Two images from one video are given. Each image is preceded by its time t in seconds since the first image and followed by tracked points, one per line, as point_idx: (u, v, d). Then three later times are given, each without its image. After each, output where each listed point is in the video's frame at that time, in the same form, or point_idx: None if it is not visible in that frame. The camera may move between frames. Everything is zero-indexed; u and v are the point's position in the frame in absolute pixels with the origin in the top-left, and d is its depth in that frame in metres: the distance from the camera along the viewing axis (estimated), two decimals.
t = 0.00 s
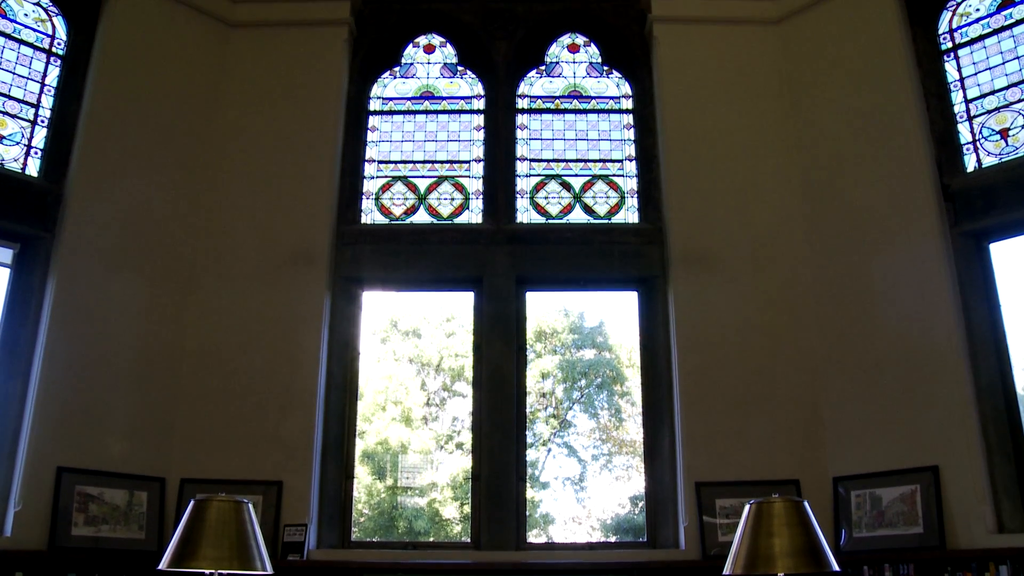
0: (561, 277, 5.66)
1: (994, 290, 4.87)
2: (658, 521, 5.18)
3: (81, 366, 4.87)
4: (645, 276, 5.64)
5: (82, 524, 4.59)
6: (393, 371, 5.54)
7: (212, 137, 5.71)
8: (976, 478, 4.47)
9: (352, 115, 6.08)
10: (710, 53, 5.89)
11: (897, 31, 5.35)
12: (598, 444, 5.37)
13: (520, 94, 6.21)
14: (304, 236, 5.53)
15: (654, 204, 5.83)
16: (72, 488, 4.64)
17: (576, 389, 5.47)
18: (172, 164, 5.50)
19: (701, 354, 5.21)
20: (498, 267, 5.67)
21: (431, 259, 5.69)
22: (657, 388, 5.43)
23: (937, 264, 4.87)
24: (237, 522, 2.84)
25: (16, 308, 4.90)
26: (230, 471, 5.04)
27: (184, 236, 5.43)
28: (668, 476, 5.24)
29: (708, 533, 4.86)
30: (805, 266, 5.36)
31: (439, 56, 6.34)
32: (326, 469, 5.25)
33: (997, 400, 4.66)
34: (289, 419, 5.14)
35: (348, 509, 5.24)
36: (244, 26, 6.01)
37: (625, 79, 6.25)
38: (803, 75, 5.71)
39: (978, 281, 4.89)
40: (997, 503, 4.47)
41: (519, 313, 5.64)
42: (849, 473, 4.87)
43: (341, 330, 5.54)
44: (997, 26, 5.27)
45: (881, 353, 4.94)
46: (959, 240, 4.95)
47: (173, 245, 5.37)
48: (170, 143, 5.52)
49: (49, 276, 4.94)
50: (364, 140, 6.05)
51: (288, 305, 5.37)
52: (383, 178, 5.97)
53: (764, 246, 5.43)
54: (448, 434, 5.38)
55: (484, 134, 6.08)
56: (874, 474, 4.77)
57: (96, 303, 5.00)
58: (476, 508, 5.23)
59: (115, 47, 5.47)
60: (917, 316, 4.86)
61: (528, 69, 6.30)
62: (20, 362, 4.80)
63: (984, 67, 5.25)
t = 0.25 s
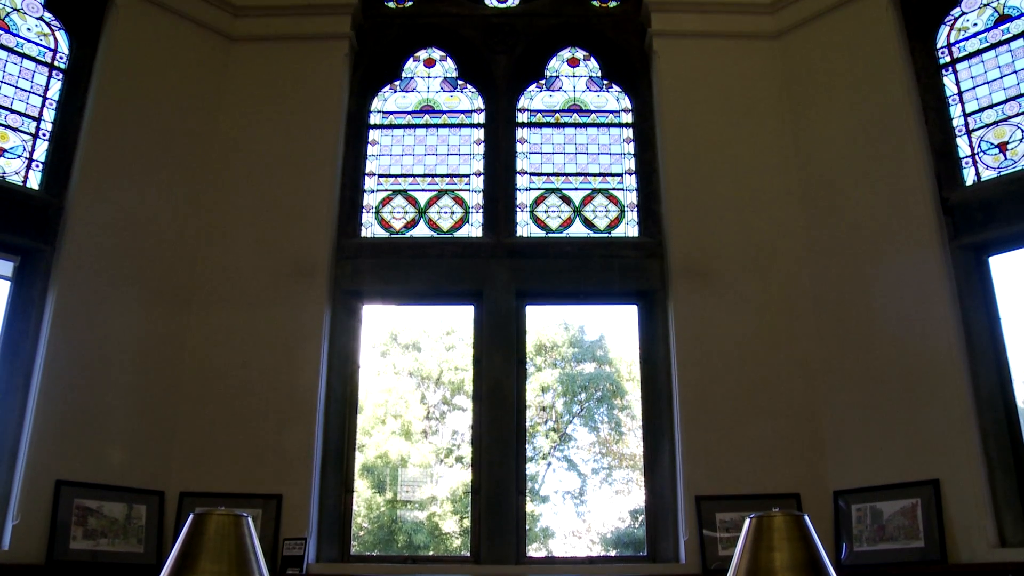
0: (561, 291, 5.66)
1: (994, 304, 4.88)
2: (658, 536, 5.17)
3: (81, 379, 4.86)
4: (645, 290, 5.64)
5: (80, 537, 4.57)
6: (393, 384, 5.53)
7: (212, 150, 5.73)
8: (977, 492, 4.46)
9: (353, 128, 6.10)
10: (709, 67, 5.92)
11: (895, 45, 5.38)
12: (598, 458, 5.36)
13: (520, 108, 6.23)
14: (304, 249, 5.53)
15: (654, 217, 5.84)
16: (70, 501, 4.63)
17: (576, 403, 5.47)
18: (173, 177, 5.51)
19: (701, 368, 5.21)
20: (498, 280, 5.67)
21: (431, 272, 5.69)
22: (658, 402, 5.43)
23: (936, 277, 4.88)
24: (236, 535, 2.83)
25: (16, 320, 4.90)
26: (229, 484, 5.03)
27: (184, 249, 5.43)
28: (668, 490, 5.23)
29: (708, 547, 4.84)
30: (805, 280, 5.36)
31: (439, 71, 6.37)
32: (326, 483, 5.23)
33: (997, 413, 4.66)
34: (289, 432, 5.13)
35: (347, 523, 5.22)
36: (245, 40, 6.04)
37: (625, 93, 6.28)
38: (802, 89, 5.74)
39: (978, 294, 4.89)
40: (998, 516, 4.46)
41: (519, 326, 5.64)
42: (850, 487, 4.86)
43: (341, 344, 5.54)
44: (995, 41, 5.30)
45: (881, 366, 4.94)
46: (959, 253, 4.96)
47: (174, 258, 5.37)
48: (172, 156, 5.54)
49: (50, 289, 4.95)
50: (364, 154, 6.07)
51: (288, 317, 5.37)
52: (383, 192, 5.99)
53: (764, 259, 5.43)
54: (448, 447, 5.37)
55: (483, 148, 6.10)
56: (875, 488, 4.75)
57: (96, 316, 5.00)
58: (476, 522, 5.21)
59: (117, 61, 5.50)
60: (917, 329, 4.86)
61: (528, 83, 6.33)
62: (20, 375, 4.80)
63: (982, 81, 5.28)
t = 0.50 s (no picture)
0: (561, 303, 5.66)
1: (994, 316, 4.88)
2: (659, 548, 5.15)
3: (80, 391, 4.86)
4: (645, 303, 5.65)
5: (78, 550, 4.56)
6: (393, 397, 5.53)
7: (213, 163, 5.74)
8: (978, 505, 4.45)
9: (353, 141, 6.12)
10: (709, 80, 5.95)
11: (894, 58, 5.41)
12: (598, 470, 5.35)
13: (520, 121, 6.25)
14: (304, 260, 5.53)
15: (654, 230, 5.85)
16: (69, 514, 4.62)
17: (576, 416, 5.46)
18: (174, 189, 5.52)
19: (701, 380, 5.21)
20: (498, 293, 5.68)
21: (431, 285, 5.70)
22: (658, 415, 5.42)
23: (936, 289, 4.88)
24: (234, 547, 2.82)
25: (16, 332, 4.91)
26: (228, 497, 5.02)
27: (185, 262, 5.44)
28: (668, 503, 5.22)
29: (709, 560, 4.82)
30: (805, 292, 5.36)
31: (439, 84, 6.40)
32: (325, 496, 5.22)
33: (998, 425, 4.65)
34: (288, 444, 5.12)
35: (347, 536, 5.20)
36: (247, 53, 6.07)
37: (624, 106, 6.29)
38: (801, 102, 5.76)
39: (978, 307, 4.89)
40: (999, 529, 4.45)
41: (519, 339, 5.63)
42: (851, 499, 4.85)
43: (341, 356, 5.54)
44: (993, 54, 5.32)
45: (881, 378, 4.93)
46: (959, 265, 4.96)
47: (174, 270, 5.38)
48: (173, 168, 5.55)
49: (50, 301, 4.95)
50: (364, 167, 6.08)
51: (287, 329, 5.37)
52: (383, 204, 6.00)
53: (763, 271, 5.44)
54: (448, 460, 5.36)
55: (484, 161, 6.11)
56: (876, 501, 4.74)
57: (96, 328, 5.00)
58: (476, 535, 5.19)
59: (119, 73, 5.53)
60: (918, 341, 4.86)
61: (528, 96, 6.35)
62: (19, 387, 4.80)
63: (980, 94, 5.29)
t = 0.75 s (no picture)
0: (561, 315, 5.66)
1: (995, 328, 4.88)
2: (659, 561, 5.14)
3: (79, 402, 4.85)
4: (645, 315, 5.65)
5: (77, 563, 4.55)
6: (393, 409, 5.52)
7: (214, 175, 5.76)
8: (979, 517, 4.44)
9: (353, 153, 6.14)
10: (708, 93, 5.97)
11: (893, 70, 5.43)
12: (598, 483, 5.34)
13: (520, 134, 6.27)
14: (305, 272, 5.54)
15: (654, 242, 5.86)
16: (68, 526, 4.60)
17: (576, 428, 5.46)
18: (174, 201, 5.53)
19: (701, 392, 5.21)
20: (498, 305, 5.68)
21: (431, 297, 5.70)
22: (658, 427, 5.41)
23: (935, 301, 4.89)
24: (234, 560, 2.82)
25: (16, 344, 4.91)
26: (228, 509, 5.01)
27: (185, 273, 5.44)
28: (668, 515, 5.21)
29: (709, 572, 4.81)
30: (804, 304, 5.37)
31: (439, 96, 6.42)
32: (325, 508, 5.21)
33: (999, 437, 4.64)
34: (288, 457, 5.11)
35: (346, 548, 5.19)
36: (248, 65, 6.10)
37: (624, 118, 6.31)
38: (800, 115, 5.78)
39: (978, 319, 4.89)
40: (1001, 541, 4.43)
41: (519, 351, 5.63)
42: (852, 512, 4.84)
43: (341, 368, 5.54)
44: (992, 67, 5.34)
45: (882, 390, 4.93)
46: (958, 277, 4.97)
47: (174, 282, 5.38)
48: (174, 180, 5.57)
49: (50, 313, 4.96)
50: (364, 179, 6.10)
51: (287, 341, 5.37)
52: (383, 217, 6.01)
53: (763, 283, 5.45)
54: (447, 472, 5.35)
55: (483, 173, 6.13)
56: (877, 513, 4.73)
57: (96, 339, 5.00)
58: (476, 548, 5.18)
59: (120, 85, 5.55)
60: (917, 353, 4.86)
61: (528, 109, 6.37)
62: (19, 399, 4.80)
63: (979, 106, 5.31)
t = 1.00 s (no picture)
0: (560, 327, 5.66)
1: (994, 339, 4.88)
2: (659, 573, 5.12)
3: (78, 413, 4.84)
4: (645, 326, 5.65)
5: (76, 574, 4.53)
6: (393, 420, 5.52)
7: (215, 186, 5.77)
8: (980, 529, 4.43)
9: (353, 164, 6.15)
10: (708, 104, 5.99)
11: (892, 82, 5.44)
12: (598, 494, 5.34)
13: (520, 145, 6.29)
14: (305, 283, 5.54)
15: (654, 254, 5.87)
16: (66, 537, 4.59)
17: (576, 440, 5.45)
18: (175, 212, 5.54)
19: (701, 403, 5.20)
20: (498, 317, 5.68)
21: (430, 308, 5.70)
22: (658, 439, 5.41)
23: (935, 312, 4.89)
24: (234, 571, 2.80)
25: (16, 356, 4.90)
26: (227, 520, 5.00)
27: (186, 285, 5.45)
28: (668, 527, 5.20)
29: None
30: (804, 316, 5.38)
31: (439, 108, 6.44)
32: (324, 519, 5.19)
33: (999, 448, 4.64)
34: (288, 468, 5.10)
35: (346, 560, 5.17)
36: (249, 77, 6.12)
37: (624, 130, 6.33)
38: (799, 127, 5.80)
39: (978, 330, 4.89)
40: (1003, 553, 4.42)
41: (519, 363, 5.63)
42: (852, 523, 4.83)
43: (341, 379, 5.54)
44: (990, 79, 5.35)
45: (882, 402, 4.93)
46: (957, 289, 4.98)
47: (174, 293, 5.39)
48: (174, 191, 5.58)
49: (50, 323, 4.96)
50: (364, 191, 6.11)
51: (287, 352, 5.37)
52: (383, 228, 6.02)
53: (763, 294, 5.45)
54: (447, 484, 5.35)
55: (484, 185, 6.14)
56: (877, 525, 4.72)
57: (96, 350, 5.00)
58: (475, 559, 5.17)
59: (122, 96, 5.55)
60: (917, 365, 4.86)
61: (528, 121, 6.39)
62: (19, 409, 4.80)
63: (977, 118, 5.32)
